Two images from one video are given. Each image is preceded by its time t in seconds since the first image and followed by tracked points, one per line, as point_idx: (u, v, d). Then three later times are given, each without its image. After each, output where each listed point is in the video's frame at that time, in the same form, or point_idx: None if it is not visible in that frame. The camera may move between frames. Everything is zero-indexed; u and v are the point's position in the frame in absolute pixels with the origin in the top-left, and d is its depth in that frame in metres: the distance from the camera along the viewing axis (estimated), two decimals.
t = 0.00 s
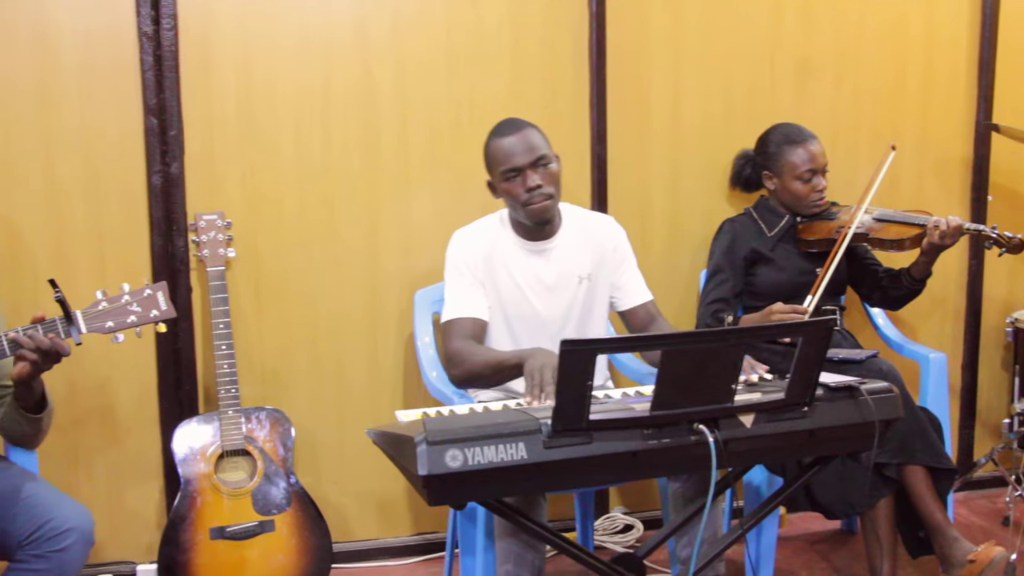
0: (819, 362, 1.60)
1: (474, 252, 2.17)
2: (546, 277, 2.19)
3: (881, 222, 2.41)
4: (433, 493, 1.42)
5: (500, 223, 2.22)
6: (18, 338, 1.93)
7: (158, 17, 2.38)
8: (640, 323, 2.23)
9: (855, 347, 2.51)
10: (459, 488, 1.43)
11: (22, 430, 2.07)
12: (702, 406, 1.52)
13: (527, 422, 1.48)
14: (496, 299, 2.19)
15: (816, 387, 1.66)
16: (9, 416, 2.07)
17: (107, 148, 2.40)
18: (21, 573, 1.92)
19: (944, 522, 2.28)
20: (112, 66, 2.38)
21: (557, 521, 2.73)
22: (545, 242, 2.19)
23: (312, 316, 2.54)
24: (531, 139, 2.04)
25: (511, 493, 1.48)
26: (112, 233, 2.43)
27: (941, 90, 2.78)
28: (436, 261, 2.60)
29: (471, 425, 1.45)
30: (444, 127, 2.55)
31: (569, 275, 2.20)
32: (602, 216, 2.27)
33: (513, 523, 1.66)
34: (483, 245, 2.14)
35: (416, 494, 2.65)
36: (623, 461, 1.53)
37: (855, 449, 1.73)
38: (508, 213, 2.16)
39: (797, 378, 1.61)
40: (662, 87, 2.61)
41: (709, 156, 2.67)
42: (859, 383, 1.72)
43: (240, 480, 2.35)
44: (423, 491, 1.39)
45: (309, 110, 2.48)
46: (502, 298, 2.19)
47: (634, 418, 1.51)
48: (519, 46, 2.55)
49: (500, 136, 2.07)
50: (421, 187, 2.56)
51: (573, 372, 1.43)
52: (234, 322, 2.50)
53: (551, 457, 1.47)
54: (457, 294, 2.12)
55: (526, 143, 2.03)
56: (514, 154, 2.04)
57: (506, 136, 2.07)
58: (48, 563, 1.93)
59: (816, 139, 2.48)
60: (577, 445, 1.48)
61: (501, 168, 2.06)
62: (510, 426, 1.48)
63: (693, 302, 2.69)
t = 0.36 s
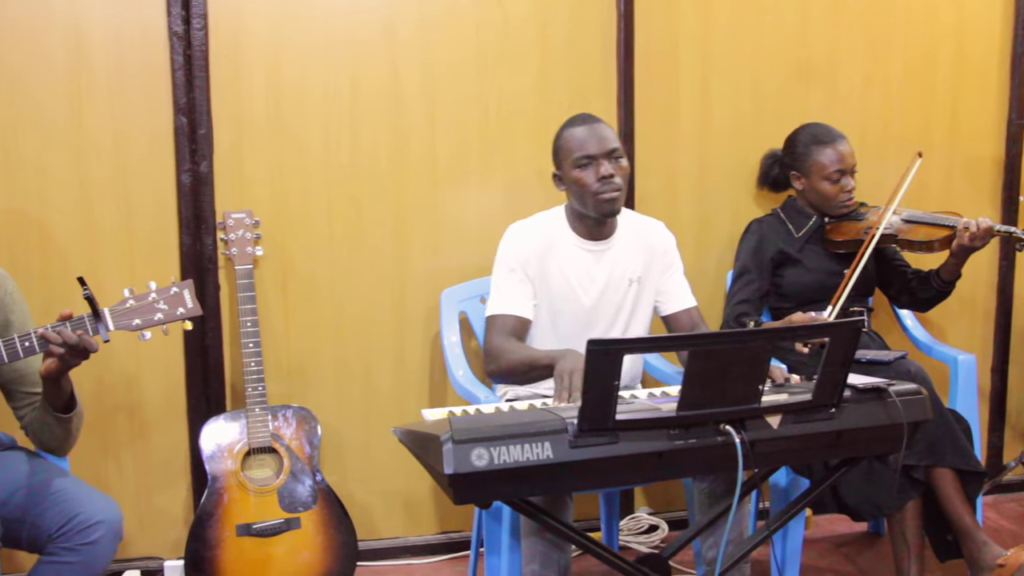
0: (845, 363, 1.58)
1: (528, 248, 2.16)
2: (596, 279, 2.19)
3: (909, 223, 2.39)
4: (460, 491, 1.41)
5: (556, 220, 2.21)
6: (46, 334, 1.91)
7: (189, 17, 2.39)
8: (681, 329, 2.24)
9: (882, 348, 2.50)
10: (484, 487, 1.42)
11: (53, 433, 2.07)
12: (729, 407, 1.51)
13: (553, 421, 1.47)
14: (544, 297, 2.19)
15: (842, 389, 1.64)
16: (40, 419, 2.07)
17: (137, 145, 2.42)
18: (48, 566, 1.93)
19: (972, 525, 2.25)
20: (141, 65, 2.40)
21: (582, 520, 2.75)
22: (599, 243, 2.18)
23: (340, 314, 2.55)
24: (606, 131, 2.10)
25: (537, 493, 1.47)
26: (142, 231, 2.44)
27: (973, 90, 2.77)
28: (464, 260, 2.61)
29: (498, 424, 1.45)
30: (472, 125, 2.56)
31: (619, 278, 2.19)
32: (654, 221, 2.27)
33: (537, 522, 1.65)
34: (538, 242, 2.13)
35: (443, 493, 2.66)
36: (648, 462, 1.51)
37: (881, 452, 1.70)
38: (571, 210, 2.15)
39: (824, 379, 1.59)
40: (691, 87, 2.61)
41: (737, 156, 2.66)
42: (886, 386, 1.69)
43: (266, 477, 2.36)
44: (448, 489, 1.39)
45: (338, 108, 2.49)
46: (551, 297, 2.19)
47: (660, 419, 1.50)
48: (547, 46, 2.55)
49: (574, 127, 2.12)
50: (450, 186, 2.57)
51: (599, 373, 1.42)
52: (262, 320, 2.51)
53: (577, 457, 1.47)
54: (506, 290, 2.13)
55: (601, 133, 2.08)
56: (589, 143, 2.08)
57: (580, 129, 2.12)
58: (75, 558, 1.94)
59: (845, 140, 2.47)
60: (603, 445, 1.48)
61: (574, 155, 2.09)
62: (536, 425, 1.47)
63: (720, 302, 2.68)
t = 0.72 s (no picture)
0: (857, 365, 1.58)
1: (534, 250, 2.16)
2: (602, 279, 2.19)
3: (924, 225, 2.39)
4: (471, 492, 1.41)
5: (560, 221, 2.21)
6: (61, 332, 1.89)
7: (202, 17, 2.40)
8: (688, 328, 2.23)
9: (895, 349, 2.50)
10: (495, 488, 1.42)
11: (69, 429, 2.08)
12: (741, 408, 1.51)
13: (564, 422, 1.46)
14: (552, 299, 2.18)
15: (855, 390, 1.62)
16: (55, 417, 2.08)
17: (150, 144, 2.43)
18: (62, 565, 1.94)
19: (986, 526, 2.24)
20: (154, 64, 2.41)
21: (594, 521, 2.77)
22: (603, 243, 2.19)
23: (352, 315, 2.56)
24: (620, 127, 2.14)
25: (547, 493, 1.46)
26: (154, 231, 2.45)
27: (986, 91, 2.76)
28: (475, 260, 2.61)
29: (509, 424, 1.44)
30: (483, 125, 2.56)
31: (624, 277, 2.20)
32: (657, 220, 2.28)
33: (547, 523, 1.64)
34: (547, 243, 2.13)
35: (454, 492, 2.66)
36: (659, 462, 1.51)
37: (894, 454, 1.69)
38: (577, 203, 2.17)
39: (836, 380, 1.58)
40: (702, 87, 2.61)
41: (748, 156, 2.66)
42: (898, 387, 1.68)
43: (278, 477, 2.36)
44: (459, 490, 1.38)
45: (350, 108, 2.49)
46: (558, 298, 2.18)
47: (671, 419, 1.49)
48: (559, 46, 2.56)
49: (588, 121, 2.15)
50: (461, 185, 2.57)
51: (611, 373, 1.41)
52: (274, 320, 2.51)
53: (588, 458, 1.46)
54: (514, 293, 2.12)
55: (616, 127, 2.12)
56: (603, 135, 2.12)
57: (594, 123, 2.16)
58: (87, 557, 1.94)
59: (859, 141, 2.47)
60: (615, 446, 1.47)
61: (586, 146, 2.12)
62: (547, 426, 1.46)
63: (732, 303, 2.68)
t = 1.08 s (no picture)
0: (882, 366, 1.57)
1: (527, 252, 2.21)
2: (600, 276, 2.22)
3: (947, 227, 2.36)
4: (492, 491, 1.41)
5: (551, 223, 2.26)
6: (84, 330, 1.91)
7: (225, 17, 2.41)
8: (697, 318, 2.20)
9: (918, 351, 2.50)
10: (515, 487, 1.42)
11: (91, 424, 2.08)
12: (763, 410, 1.50)
13: (585, 421, 1.47)
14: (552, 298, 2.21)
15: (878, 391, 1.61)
16: (78, 412, 2.08)
17: (174, 143, 2.44)
18: (88, 561, 1.93)
19: (1010, 531, 2.22)
20: (178, 64, 2.42)
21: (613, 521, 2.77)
22: (594, 239, 2.22)
23: (373, 314, 2.57)
24: (581, 124, 2.20)
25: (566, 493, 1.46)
26: (177, 229, 2.46)
27: (1009, 91, 2.75)
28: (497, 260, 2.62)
29: (529, 424, 1.44)
30: (505, 125, 2.56)
31: (623, 272, 2.22)
32: (655, 214, 2.29)
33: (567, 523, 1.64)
34: (537, 244, 2.18)
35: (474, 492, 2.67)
36: (681, 463, 1.50)
37: (918, 456, 1.68)
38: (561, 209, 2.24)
39: (860, 382, 1.57)
40: (724, 87, 2.61)
41: (770, 156, 2.66)
42: (922, 389, 1.66)
43: (300, 475, 2.37)
44: (480, 489, 1.39)
45: (372, 108, 2.50)
46: (559, 296, 2.20)
47: (694, 420, 1.49)
48: (581, 46, 2.56)
49: (551, 126, 2.22)
50: (483, 185, 2.58)
51: (629, 373, 1.41)
52: (296, 320, 2.53)
53: (609, 458, 1.46)
54: (512, 295, 2.17)
55: (576, 126, 2.18)
56: (565, 136, 2.18)
57: (558, 126, 2.22)
58: (112, 554, 1.93)
59: (881, 142, 2.46)
60: (635, 446, 1.47)
61: (552, 151, 2.19)
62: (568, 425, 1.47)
63: (753, 304, 2.67)
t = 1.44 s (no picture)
0: (905, 366, 1.56)
1: (544, 253, 2.21)
2: (618, 276, 2.21)
3: (970, 227, 2.34)
4: (511, 491, 1.41)
5: (568, 224, 2.26)
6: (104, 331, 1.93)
7: (246, 17, 2.42)
8: (715, 319, 2.19)
9: (939, 352, 2.49)
10: (535, 487, 1.42)
11: (123, 420, 2.10)
12: (783, 410, 1.49)
13: (604, 421, 1.46)
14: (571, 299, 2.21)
15: (899, 391, 1.60)
16: (110, 407, 2.10)
17: (195, 143, 2.45)
18: (107, 558, 1.94)
19: None
20: (200, 64, 2.43)
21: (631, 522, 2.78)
22: (613, 239, 2.22)
23: (392, 314, 2.57)
24: (592, 125, 2.21)
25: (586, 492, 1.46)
26: (198, 228, 2.47)
27: None
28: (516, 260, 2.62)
29: (548, 424, 1.44)
30: (525, 125, 2.56)
31: (640, 273, 2.21)
32: (672, 214, 2.28)
33: (586, 522, 1.63)
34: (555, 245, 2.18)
35: (493, 492, 2.67)
36: (700, 463, 1.50)
37: (939, 458, 1.66)
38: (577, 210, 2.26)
39: (881, 382, 1.56)
40: (744, 87, 2.60)
41: (790, 157, 2.65)
42: (943, 390, 1.65)
43: (319, 473, 2.37)
44: (499, 488, 1.38)
45: (392, 108, 2.51)
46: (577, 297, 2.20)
47: (713, 420, 1.48)
48: (601, 46, 2.56)
49: (563, 129, 2.24)
50: (502, 185, 2.58)
51: (649, 373, 1.41)
52: (317, 319, 2.54)
53: (628, 458, 1.45)
54: (532, 297, 2.17)
55: (586, 128, 2.20)
56: (575, 139, 2.20)
57: (570, 129, 2.24)
58: (130, 551, 1.94)
59: (903, 142, 2.44)
60: (655, 446, 1.46)
61: (563, 154, 2.21)
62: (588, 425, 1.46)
63: (773, 305, 2.66)
